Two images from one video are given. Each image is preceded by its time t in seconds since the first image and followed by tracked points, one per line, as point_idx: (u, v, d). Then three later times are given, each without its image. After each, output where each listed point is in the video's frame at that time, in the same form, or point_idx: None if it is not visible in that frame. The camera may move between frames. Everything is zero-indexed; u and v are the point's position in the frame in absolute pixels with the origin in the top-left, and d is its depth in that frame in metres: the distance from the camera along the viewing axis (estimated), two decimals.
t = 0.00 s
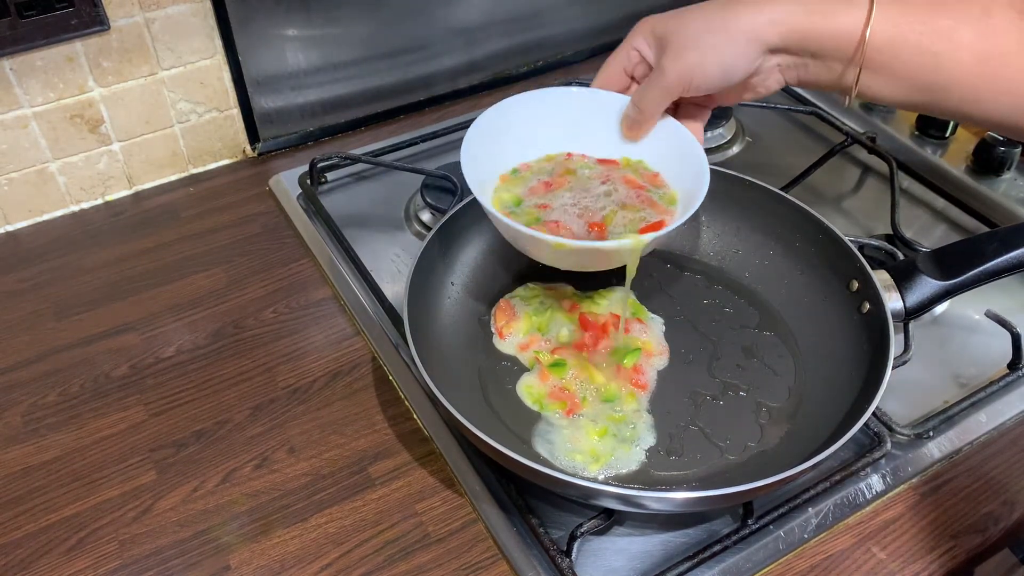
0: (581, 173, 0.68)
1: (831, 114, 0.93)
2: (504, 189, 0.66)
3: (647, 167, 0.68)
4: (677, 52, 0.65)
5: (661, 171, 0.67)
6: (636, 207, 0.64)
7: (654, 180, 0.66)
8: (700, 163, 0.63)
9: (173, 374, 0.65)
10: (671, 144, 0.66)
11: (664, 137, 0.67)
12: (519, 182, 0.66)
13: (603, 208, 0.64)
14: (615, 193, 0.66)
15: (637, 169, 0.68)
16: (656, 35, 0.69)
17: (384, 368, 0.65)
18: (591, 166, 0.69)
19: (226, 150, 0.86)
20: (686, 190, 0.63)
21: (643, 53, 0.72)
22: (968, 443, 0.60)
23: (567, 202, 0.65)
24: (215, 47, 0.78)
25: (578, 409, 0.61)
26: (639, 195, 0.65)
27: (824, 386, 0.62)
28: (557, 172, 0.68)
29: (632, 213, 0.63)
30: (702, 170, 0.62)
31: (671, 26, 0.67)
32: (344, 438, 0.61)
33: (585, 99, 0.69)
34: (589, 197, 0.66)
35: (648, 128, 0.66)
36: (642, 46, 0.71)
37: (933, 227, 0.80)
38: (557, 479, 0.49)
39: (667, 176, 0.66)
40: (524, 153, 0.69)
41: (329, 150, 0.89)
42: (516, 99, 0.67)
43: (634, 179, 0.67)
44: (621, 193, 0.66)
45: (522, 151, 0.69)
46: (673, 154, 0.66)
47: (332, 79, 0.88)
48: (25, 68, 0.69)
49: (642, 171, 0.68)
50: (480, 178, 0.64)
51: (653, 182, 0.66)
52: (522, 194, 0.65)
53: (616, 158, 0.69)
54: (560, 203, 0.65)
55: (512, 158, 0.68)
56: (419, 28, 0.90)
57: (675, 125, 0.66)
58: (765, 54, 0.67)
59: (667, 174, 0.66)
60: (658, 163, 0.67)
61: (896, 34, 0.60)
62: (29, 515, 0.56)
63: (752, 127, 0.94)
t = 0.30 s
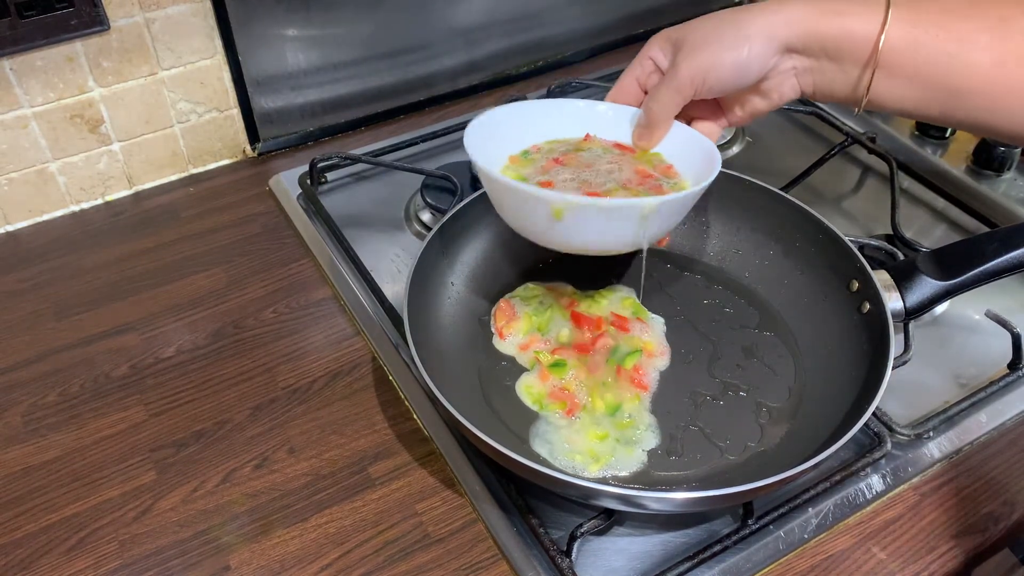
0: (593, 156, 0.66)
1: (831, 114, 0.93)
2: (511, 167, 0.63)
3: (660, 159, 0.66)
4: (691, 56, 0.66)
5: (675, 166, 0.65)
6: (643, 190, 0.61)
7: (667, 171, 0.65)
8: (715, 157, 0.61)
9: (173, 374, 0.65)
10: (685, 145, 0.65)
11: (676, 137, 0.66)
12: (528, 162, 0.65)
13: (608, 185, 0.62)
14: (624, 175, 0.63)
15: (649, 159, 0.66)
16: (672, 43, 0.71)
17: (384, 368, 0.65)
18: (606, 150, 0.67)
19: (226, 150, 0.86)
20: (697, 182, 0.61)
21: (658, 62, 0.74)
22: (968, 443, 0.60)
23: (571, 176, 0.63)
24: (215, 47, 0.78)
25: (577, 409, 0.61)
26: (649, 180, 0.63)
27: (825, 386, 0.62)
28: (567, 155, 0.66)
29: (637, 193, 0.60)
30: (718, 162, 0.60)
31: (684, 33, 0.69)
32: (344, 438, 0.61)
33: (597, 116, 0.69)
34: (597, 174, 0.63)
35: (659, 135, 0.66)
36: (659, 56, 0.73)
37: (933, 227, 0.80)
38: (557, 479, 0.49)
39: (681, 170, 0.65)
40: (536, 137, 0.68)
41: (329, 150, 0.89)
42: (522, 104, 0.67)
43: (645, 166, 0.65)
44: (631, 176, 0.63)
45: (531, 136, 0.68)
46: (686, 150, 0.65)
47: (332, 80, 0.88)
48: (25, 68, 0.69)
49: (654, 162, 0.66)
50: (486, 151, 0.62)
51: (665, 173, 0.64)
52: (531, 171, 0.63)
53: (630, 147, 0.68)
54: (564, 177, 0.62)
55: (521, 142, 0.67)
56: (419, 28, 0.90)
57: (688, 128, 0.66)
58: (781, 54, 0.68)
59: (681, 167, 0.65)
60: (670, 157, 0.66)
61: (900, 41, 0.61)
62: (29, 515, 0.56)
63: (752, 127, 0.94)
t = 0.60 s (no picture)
0: (602, 138, 0.65)
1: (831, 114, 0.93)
2: (515, 146, 0.63)
3: (669, 149, 0.65)
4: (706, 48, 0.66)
5: (684, 159, 0.64)
6: (648, 188, 0.61)
7: (673, 164, 0.64)
8: (722, 161, 0.60)
9: (173, 374, 0.65)
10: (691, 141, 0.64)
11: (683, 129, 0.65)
12: (534, 143, 0.64)
13: (613, 180, 0.61)
14: (630, 166, 0.63)
15: (658, 149, 0.65)
16: (687, 33, 0.71)
17: (384, 368, 0.65)
18: (614, 134, 0.66)
19: (226, 151, 0.86)
20: (704, 182, 0.61)
21: (670, 50, 0.73)
22: (968, 443, 0.60)
23: (576, 163, 0.62)
24: (215, 47, 0.78)
25: (577, 409, 0.61)
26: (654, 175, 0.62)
27: (825, 386, 0.62)
28: (575, 135, 0.65)
29: (641, 190, 0.60)
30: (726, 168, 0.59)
31: (701, 20, 0.70)
32: (344, 438, 0.61)
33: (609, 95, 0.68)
34: (603, 164, 0.63)
35: (666, 125, 0.65)
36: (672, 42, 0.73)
37: (933, 227, 0.80)
38: (557, 480, 0.49)
39: (689, 165, 0.64)
40: (544, 113, 0.67)
41: (329, 150, 0.89)
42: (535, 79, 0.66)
43: (653, 157, 0.64)
44: (637, 168, 0.63)
45: (539, 110, 0.66)
46: (694, 147, 0.64)
47: (332, 79, 0.88)
48: (25, 68, 0.69)
49: (661, 152, 0.65)
50: (492, 127, 0.61)
51: (673, 166, 0.64)
52: (536, 151, 0.63)
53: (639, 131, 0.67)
54: (569, 164, 0.62)
55: (528, 118, 0.66)
56: (419, 29, 0.90)
57: (695, 127, 0.65)
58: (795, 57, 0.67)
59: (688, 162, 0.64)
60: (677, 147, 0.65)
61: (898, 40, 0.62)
62: (30, 515, 0.56)
63: (752, 127, 0.94)
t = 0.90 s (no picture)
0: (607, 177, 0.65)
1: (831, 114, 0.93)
2: (523, 185, 0.63)
3: (674, 177, 0.64)
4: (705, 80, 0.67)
5: (689, 183, 0.63)
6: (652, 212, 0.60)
7: (680, 190, 0.63)
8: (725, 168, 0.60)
9: (173, 374, 0.65)
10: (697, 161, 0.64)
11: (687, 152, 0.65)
12: (541, 182, 0.64)
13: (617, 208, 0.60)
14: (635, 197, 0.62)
15: (663, 177, 0.64)
16: (686, 61, 0.71)
17: (384, 368, 0.65)
18: (620, 170, 0.66)
19: (227, 151, 0.86)
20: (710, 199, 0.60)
21: (670, 80, 0.73)
22: (969, 443, 0.60)
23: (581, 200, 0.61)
24: (215, 47, 0.78)
25: (578, 409, 0.61)
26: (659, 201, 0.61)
27: (826, 386, 0.62)
28: (581, 176, 0.65)
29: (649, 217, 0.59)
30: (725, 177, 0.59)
31: (699, 49, 0.69)
32: (344, 438, 0.61)
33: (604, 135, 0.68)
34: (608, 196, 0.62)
35: (670, 152, 0.65)
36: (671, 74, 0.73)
37: (932, 227, 0.80)
38: (557, 480, 0.49)
39: (694, 187, 0.63)
40: (550, 154, 0.67)
41: (329, 150, 0.89)
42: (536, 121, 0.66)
43: (658, 186, 0.63)
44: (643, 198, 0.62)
45: (545, 153, 0.67)
46: (698, 165, 0.64)
47: (332, 80, 0.88)
48: (25, 68, 0.69)
49: (666, 180, 0.64)
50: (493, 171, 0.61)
51: (678, 192, 0.63)
52: (541, 190, 0.62)
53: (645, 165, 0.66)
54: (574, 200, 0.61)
55: (535, 160, 0.66)
56: (419, 29, 0.90)
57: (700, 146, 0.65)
58: (791, 75, 0.68)
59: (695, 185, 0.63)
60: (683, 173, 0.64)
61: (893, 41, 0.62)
62: (30, 515, 0.56)
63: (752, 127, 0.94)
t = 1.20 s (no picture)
0: (610, 195, 0.68)
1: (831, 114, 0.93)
2: (527, 208, 0.66)
3: (679, 202, 0.67)
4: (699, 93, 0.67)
5: (693, 210, 0.65)
6: (651, 248, 0.63)
7: (683, 219, 0.65)
8: (729, 201, 0.61)
9: (173, 374, 0.65)
10: (704, 184, 0.65)
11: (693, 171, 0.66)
12: (545, 204, 0.67)
13: (615, 242, 0.64)
14: (635, 227, 0.65)
15: (666, 201, 0.67)
16: (681, 76, 0.71)
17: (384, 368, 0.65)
18: (623, 188, 0.68)
19: (227, 151, 0.86)
20: (708, 233, 0.62)
21: (666, 94, 0.73)
22: (968, 443, 0.60)
23: (580, 227, 0.65)
24: (215, 47, 0.78)
25: (578, 408, 0.60)
26: (660, 233, 0.64)
27: (826, 386, 0.62)
28: (585, 194, 0.68)
29: (644, 249, 0.63)
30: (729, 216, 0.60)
31: (694, 64, 0.69)
32: (344, 438, 0.61)
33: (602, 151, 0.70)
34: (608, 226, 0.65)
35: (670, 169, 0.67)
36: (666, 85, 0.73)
37: (932, 227, 0.80)
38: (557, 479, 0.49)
39: (697, 215, 0.65)
40: (555, 168, 0.69)
41: (329, 149, 0.89)
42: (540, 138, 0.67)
43: (661, 212, 0.66)
44: (643, 228, 0.65)
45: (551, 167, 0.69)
46: (704, 191, 0.65)
47: (332, 80, 0.88)
48: (25, 68, 0.69)
49: (670, 204, 0.67)
50: (498, 197, 0.63)
51: (680, 220, 0.65)
52: (544, 213, 0.66)
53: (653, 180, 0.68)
54: (572, 225, 0.65)
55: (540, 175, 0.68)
56: (419, 29, 0.90)
57: (703, 164, 0.66)
58: (789, 94, 0.67)
59: (698, 210, 0.65)
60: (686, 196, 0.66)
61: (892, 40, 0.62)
62: (30, 515, 0.56)
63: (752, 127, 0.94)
